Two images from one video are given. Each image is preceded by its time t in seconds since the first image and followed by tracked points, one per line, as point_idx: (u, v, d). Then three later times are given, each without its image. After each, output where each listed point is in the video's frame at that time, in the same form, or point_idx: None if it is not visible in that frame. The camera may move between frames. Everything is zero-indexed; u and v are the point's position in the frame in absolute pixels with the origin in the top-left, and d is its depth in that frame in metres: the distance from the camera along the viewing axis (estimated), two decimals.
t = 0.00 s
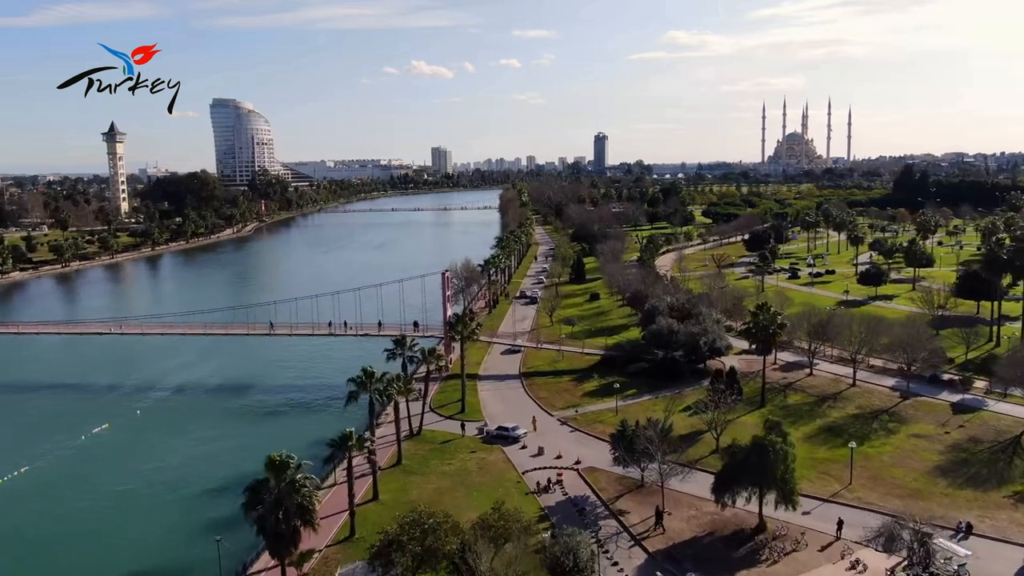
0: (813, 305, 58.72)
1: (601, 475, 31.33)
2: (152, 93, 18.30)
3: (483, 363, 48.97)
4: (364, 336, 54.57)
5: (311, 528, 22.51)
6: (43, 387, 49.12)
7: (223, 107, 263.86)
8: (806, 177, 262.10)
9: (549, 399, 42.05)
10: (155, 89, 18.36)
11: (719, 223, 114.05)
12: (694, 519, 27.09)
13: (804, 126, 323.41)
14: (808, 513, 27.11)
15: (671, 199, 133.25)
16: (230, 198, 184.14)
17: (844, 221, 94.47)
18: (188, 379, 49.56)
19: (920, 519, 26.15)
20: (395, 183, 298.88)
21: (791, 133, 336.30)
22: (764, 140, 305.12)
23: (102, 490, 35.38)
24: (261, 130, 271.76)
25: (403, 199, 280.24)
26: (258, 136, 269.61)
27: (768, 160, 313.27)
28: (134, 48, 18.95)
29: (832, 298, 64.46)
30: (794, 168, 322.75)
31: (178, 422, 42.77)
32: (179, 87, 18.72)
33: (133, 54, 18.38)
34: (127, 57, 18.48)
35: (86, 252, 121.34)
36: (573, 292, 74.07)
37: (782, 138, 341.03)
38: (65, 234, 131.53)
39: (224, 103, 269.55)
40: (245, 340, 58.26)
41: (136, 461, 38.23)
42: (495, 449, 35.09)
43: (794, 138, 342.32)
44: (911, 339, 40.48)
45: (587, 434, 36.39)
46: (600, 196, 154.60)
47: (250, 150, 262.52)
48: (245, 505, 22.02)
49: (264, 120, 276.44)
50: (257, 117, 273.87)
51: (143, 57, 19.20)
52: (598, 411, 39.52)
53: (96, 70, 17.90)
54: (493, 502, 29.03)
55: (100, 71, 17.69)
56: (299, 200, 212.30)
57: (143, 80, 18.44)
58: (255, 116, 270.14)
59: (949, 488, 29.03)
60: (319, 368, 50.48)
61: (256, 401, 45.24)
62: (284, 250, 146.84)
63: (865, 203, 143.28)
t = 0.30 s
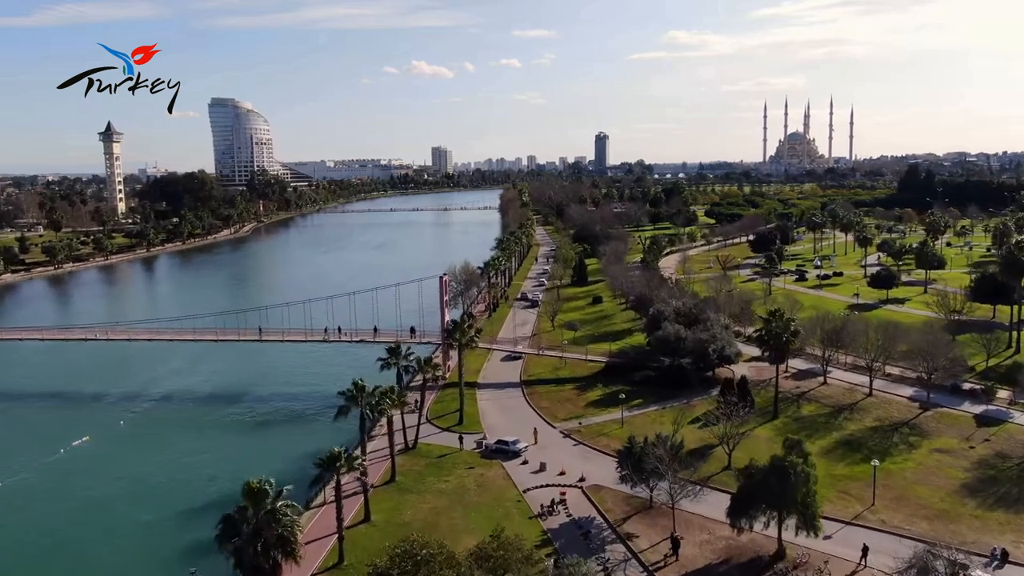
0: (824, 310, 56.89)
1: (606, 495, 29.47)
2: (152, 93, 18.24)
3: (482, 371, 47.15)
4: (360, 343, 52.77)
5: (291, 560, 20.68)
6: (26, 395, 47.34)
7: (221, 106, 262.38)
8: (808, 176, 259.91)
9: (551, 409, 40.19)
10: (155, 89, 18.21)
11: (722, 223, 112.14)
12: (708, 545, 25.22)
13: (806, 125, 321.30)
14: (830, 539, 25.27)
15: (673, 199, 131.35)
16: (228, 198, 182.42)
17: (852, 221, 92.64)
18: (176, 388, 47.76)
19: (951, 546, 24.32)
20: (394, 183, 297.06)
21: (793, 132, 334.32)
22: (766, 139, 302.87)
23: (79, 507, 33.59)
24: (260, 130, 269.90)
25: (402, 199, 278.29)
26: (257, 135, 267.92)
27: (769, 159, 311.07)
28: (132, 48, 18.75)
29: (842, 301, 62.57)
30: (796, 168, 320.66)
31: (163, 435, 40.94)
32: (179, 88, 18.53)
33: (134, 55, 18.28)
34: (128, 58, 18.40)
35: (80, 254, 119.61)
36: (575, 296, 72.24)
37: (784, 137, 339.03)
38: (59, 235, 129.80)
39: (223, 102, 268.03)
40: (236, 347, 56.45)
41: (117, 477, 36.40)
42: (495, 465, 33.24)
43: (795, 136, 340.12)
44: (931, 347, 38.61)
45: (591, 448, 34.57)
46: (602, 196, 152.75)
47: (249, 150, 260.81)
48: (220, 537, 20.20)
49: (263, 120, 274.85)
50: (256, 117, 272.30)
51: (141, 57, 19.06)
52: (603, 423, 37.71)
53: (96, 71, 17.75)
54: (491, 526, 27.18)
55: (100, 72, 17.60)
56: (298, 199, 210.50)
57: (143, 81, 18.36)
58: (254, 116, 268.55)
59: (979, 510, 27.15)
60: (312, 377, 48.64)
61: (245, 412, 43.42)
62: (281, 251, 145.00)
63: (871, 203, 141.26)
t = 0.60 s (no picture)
0: (835, 314, 55.00)
1: (613, 516, 27.61)
2: (152, 93, 18.21)
3: (482, 379, 45.27)
4: (354, 350, 50.89)
5: None
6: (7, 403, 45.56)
7: (221, 106, 260.95)
8: (810, 176, 257.64)
9: (554, 421, 38.31)
10: (155, 89, 18.17)
11: (726, 224, 110.29)
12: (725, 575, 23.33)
13: (808, 124, 319.27)
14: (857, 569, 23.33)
15: (676, 199, 129.48)
16: (226, 198, 180.73)
17: (859, 221, 90.73)
18: (163, 396, 45.91)
19: None
20: (394, 184, 295.09)
21: (795, 131, 332.35)
22: (767, 138, 300.77)
23: (51, 528, 31.65)
24: (259, 130, 268.25)
25: (402, 199, 276.46)
26: (257, 135, 266.37)
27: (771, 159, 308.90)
28: (133, 46, 18.76)
29: (853, 304, 60.64)
30: (798, 167, 318.63)
31: (145, 448, 38.98)
32: (179, 87, 18.48)
33: (135, 55, 18.31)
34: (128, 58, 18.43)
35: (73, 256, 117.90)
36: (578, 299, 70.37)
37: (785, 136, 337.04)
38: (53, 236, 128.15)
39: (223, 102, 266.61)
40: (228, 353, 54.57)
41: (93, 495, 34.49)
42: (494, 482, 31.36)
43: (797, 136, 337.98)
44: (953, 354, 36.69)
45: (597, 464, 32.68)
46: (603, 196, 150.89)
47: (248, 150, 259.16)
48: None
49: (263, 120, 273.38)
50: (256, 117, 270.84)
51: (141, 56, 19.08)
52: (608, 436, 35.84)
53: (96, 71, 17.99)
54: (491, 552, 25.32)
55: (100, 71, 17.89)
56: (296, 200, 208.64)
57: (143, 81, 18.34)
58: (253, 116, 267.08)
59: (1014, 535, 25.23)
60: (304, 385, 46.72)
61: (233, 423, 41.50)
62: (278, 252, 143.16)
63: (877, 202, 139.23)
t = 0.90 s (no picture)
0: (847, 319, 53.15)
1: (622, 540, 25.75)
2: (150, 93, 18.49)
3: (482, 388, 43.42)
4: (349, 358, 49.04)
5: None
6: None
7: (220, 106, 259.36)
8: (813, 176, 255.62)
9: (557, 433, 36.44)
10: (153, 89, 18.47)
11: (730, 224, 108.41)
12: None
13: (809, 124, 317.44)
14: None
15: (679, 199, 127.65)
16: (223, 198, 179.01)
17: (867, 222, 88.90)
18: (149, 406, 44.06)
19: None
20: (393, 184, 293.52)
21: (796, 132, 330.72)
22: (769, 138, 298.93)
23: (23, 551, 29.81)
24: (259, 130, 266.65)
25: (402, 199, 274.64)
26: (256, 135, 264.76)
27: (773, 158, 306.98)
28: (133, 46, 19.14)
29: (865, 308, 58.71)
30: (799, 167, 316.73)
31: (127, 463, 37.04)
32: (178, 87, 18.83)
33: (133, 56, 18.63)
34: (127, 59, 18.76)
35: (67, 257, 116.05)
36: (581, 302, 68.54)
37: (787, 136, 335.24)
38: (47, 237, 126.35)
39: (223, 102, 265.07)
40: (218, 360, 52.72)
41: (69, 515, 32.54)
42: (494, 501, 29.49)
43: (799, 136, 336.13)
44: (978, 364, 34.79)
45: (604, 482, 30.83)
46: (605, 196, 149.03)
47: (248, 150, 257.45)
48: None
49: (262, 120, 271.73)
50: (255, 117, 269.15)
51: (141, 58, 19.37)
52: (615, 450, 33.97)
53: (96, 70, 18.14)
54: None
55: (99, 71, 18.03)
56: (295, 200, 206.94)
57: (142, 81, 18.59)
58: (253, 116, 265.50)
59: None
60: (296, 395, 44.81)
61: (220, 435, 39.59)
62: (276, 253, 141.36)
63: (881, 202, 137.49)
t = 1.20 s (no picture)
0: (860, 325, 51.31)
1: (631, 568, 23.96)
2: (152, 93, 18.55)
3: (482, 398, 41.58)
4: (344, 366, 47.27)
5: None
6: None
7: (219, 105, 257.66)
8: (816, 176, 253.68)
9: (561, 447, 34.61)
10: (155, 89, 18.53)
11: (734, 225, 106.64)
12: None
13: (812, 124, 315.53)
14: None
15: (682, 199, 125.85)
16: (221, 198, 177.23)
17: (876, 223, 87.06)
18: (135, 417, 42.24)
19: None
20: (393, 184, 291.78)
21: (799, 131, 328.95)
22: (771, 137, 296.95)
23: None
24: (258, 130, 264.94)
25: (402, 198, 272.85)
26: (255, 135, 263.00)
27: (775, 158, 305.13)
28: (134, 48, 18.95)
29: (877, 313, 56.90)
30: (801, 167, 314.92)
31: (106, 480, 35.17)
32: (179, 88, 18.89)
33: (132, 57, 18.59)
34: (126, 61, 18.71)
35: (60, 258, 114.22)
36: (584, 306, 66.74)
37: (789, 136, 333.44)
38: (41, 238, 124.55)
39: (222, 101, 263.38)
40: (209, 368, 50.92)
41: (42, 535, 30.64)
42: (494, 523, 27.62)
43: (801, 135, 334.38)
44: (1005, 374, 32.96)
45: (611, 501, 29.00)
46: (607, 196, 147.27)
47: (248, 149, 255.45)
48: None
49: (261, 120, 269.97)
50: (255, 117, 267.39)
51: (140, 58, 19.35)
52: (623, 466, 32.16)
53: (97, 70, 17.89)
54: None
55: (100, 71, 17.79)
56: (294, 201, 205.10)
57: (143, 81, 18.61)
58: (252, 115, 263.78)
59: None
60: (286, 406, 42.96)
61: (205, 450, 37.74)
62: (274, 254, 139.60)
63: (886, 202, 135.75)
